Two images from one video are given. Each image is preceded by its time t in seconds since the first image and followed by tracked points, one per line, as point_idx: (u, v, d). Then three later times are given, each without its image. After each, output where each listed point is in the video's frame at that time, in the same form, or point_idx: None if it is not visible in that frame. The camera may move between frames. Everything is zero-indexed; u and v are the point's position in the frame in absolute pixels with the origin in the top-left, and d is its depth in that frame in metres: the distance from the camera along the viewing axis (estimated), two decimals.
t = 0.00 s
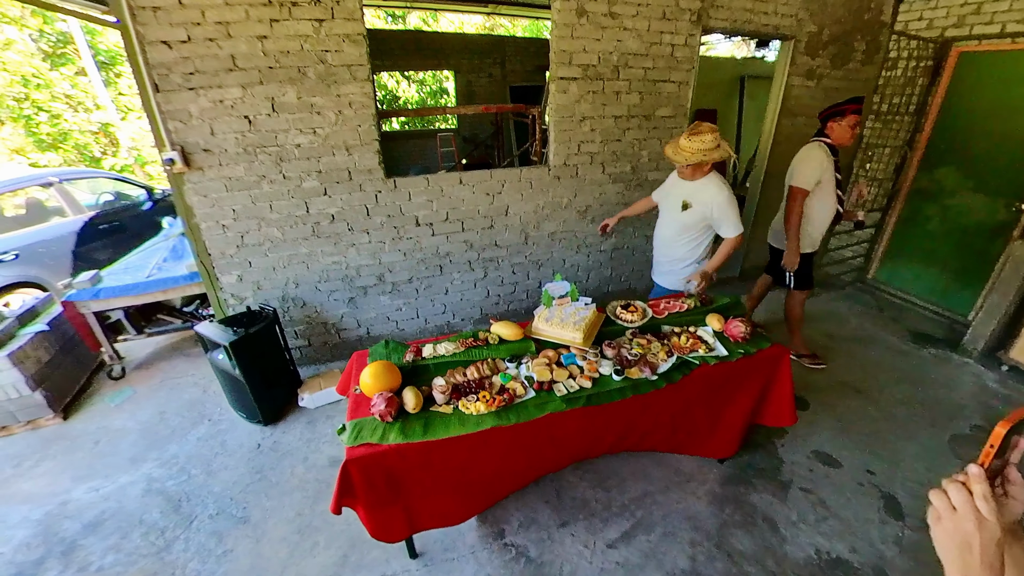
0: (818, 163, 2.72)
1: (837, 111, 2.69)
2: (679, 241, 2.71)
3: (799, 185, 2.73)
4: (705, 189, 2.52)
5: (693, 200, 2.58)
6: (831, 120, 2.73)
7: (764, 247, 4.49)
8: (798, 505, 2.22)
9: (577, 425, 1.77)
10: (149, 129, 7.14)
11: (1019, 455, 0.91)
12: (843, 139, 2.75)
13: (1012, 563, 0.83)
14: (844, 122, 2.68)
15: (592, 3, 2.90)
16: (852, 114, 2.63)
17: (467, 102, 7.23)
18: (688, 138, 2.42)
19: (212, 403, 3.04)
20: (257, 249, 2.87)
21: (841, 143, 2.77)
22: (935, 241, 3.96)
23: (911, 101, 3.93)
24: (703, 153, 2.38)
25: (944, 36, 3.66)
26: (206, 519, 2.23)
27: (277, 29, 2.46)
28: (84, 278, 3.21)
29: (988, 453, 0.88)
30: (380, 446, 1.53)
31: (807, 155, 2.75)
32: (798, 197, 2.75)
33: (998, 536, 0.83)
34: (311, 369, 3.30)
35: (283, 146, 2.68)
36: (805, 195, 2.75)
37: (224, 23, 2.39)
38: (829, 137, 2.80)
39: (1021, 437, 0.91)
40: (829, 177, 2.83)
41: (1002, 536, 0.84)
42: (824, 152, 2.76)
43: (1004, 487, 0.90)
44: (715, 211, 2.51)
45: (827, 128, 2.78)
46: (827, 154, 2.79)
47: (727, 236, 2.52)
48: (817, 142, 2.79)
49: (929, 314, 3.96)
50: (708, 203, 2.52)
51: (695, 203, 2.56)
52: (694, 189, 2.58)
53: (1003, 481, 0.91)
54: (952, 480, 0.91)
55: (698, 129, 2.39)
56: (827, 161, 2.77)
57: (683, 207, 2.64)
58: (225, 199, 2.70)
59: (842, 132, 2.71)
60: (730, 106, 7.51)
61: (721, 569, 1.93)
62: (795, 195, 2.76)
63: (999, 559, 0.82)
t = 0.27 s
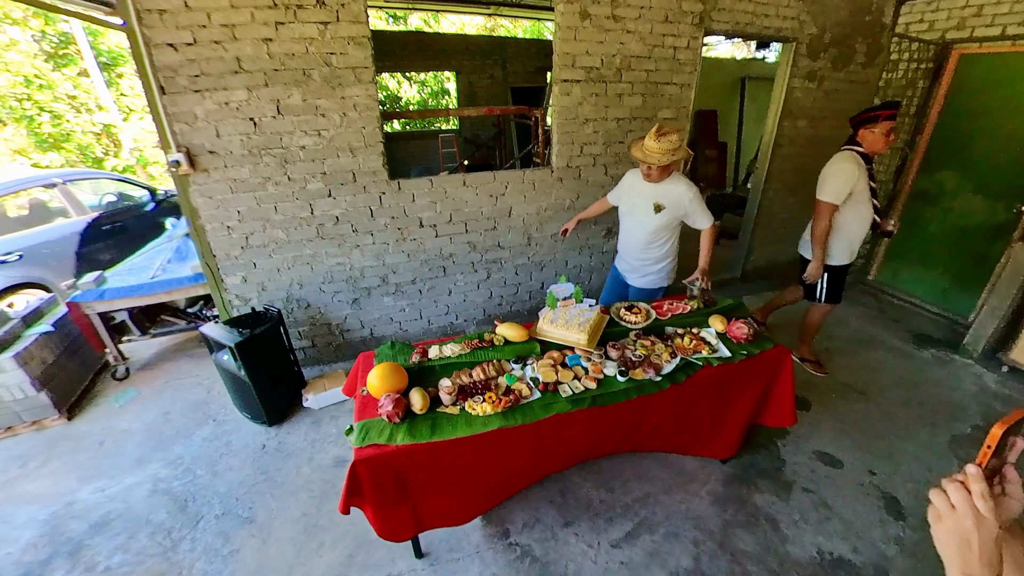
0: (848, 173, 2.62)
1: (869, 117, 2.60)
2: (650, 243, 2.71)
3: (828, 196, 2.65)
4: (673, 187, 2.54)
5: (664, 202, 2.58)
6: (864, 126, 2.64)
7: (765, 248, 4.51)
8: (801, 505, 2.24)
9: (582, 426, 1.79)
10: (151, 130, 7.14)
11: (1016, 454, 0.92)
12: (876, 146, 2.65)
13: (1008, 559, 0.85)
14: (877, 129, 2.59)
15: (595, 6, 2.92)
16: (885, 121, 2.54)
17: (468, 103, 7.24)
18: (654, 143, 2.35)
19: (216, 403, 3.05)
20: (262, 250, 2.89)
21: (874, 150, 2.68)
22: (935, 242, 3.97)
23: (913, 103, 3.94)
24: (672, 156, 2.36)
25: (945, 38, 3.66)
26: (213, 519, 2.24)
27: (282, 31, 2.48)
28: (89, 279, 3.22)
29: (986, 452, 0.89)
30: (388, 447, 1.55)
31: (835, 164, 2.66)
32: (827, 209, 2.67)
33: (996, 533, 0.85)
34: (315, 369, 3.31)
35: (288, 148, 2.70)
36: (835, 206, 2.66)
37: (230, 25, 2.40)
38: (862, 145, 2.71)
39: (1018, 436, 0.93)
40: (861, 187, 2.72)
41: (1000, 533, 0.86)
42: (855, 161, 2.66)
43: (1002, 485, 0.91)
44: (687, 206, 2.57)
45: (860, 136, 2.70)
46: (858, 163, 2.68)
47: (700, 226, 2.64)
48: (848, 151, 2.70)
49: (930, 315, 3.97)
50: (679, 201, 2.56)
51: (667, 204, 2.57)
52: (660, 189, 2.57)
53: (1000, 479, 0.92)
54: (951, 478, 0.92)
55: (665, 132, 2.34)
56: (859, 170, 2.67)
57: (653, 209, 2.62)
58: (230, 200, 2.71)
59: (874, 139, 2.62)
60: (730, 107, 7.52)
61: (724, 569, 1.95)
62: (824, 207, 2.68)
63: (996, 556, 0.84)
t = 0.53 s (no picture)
0: (882, 178, 2.44)
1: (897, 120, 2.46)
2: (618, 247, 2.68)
3: (866, 206, 2.43)
4: (637, 189, 2.57)
5: (630, 204, 2.58)
6: (892, 130, 2.49)
7: (765, 249, 4.52)
8: (800, 505, 2.25)
9: (583, 426, 1.80)
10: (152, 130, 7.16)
11: (1010, 453, 0.94)
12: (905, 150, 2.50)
13: (1002, 557, 0.87)
14: (905, 132, 2.44)
15: (596, 8, 2.94)
16: (914, 124, 2.41)
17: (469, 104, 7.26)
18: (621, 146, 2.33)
19: (219, 403, 3.07)
20: (264, 251, 2.90)
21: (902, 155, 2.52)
22: (934, 243, 3.99)
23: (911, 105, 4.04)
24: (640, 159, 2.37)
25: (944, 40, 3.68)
26: (216, 518, 2.26)
27: (286, 34, 2.49)
28: (92, 279, 3.24)
29: (981, 451, 0.91)
30: (391, 447, 1.57)
31: (865, 171, 2.46)
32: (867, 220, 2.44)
33: (989, 530, 0.87)
34: (317, 369, 3.33)
35: (290, 149, 2.71)
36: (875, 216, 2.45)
37: (233, 28, 2.42)
38: (887, 150, 2.56)
39: (1012, 436, 0.94)
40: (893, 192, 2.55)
41: (993, 530, 0.88)
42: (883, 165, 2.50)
43: (996, 483, 0.93)
44: (649, 205, 2.61)
45: (886, 139, 2.55)
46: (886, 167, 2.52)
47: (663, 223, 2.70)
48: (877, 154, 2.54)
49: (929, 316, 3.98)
50: (644, 202, 2.59)
51: (633, 205, 2.58)
52: (625, 192, 2.57)
53: (995, 478, 0.94)
54: (946, 476, 0.93)
55: (630, 136, 2.34)
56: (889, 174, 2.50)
57: (620, 213, 2.59)
58: (233, 202, 2.73)
59: (903, 142, 2.47)
60: (730, 108, 7.54)
61: (724, 567, 1.96)
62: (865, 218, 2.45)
63: (990, 553, 0.86)
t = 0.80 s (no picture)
0: (909, 180, 2.42)
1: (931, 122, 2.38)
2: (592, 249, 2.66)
3: (889, 206, 2.43)
4: (608, 189, 2.60)
5: (604, 204, 2.59)
6: (926, 133, 2.42)
7: (765, 249, 4.53)
8: (798, 504, 2.25)
9: (582, 425, 1.81)
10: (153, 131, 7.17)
11: (1009, 453, 0.94)
12: (939, 156, 2.43)
13: (1000, 558, 0.87)
14: (939, 135, 2.36)
15: (596, 9, 2.94)
16: (950, 127, 2.31)
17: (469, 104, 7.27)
18: (595, 143, 2.34)
19: (218, 403, 3.08)
20: (264, 251, 2.91)
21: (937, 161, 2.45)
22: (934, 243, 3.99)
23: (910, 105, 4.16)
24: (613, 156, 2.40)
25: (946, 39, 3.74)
26: (216, 517, 2.26)
27: (285, 34, 2.50)
28: (93, 279, 3.24)
29: (980, 450, 0.91)
30: (390, 446, 1.57)
31: (892, 173, 2.46)
32: (890, 221, 2.43)
33: (988, 529, 0.87)
34: (317, 369, 3.33)
35: (290, 149, 2.72)
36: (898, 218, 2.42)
37: (233, 28, 2.42)
38: (921, 155, 2.50)
39: (1011, 436, 0.95)
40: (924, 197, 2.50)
41: (992, 530, 0.88)
42: (914, 169, 2.46)
43: (995, 484, 0.93)
44: (619, 205, 2.66)
45: (919, 143, 2.49)
46: (919, 172, 2.47)
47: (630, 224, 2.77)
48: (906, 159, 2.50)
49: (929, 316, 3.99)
50: (614, 202, 2.63)
51: (606, 204, 2.60)
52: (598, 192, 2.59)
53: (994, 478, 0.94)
54: (945, 476, 0.93)
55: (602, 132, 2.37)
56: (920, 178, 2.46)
57: (594, 213, 2.59)
58: (233, 202, 2.74)
59: (938, 148, 2.40)
60: (731, 108, 7.54)
61: (722, 567, 1.97)
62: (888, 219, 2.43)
63: (989, 553, 0.86)
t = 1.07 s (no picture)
0: (932, 178, 2.37)
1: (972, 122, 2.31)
2: (568, 251, 2.55)
3: (904, 202, 2.42)
4: (584, 189, 2.51)
5: (580, 205, 2.50)
6: (967, 132, 2.34)
7: (764, 249, 4.53)
8: (798, 504, 2.25)
9: (581, 425, 1.81)
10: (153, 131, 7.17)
11: (1008, 452, 0.95)
12: (978, 158, 2.35)
13: (1000, 558, 0.87)
14: (978, 135, 2.29)
15: (595, 9, 2.94)
16: (992, 127, 2.23)
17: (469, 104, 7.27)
18: (570, 135, 2.27)
19: (218, 403, 3.08)
20: (263, 251, 2.91)
21: (977, 163, 2.37)
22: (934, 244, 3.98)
23: (910, 105, 4.00)
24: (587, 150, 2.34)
25: (943, 39, 3.69)
26: (214, 517, 2.26)
27: (285, 34, 2.50)
28: (92, 279, 3.24)
29: (979, 449, 0.91)
30: (388, 446, 1.57)
31: (918, 169, 2.43)
32: (901, 217, 2.42)
33: (988, 529, 0.87)
34: (316, 369, 3.33)
35: (290, 149, 2.72)
36: (911, 215, 2.41)
37: (233, 28, 2.42)
38: (960, 155, 2.41)
39: (1010, 435, 0.95)
40: (955, 198, 2.41)
41: (991, 530, 0.87)
42: (947, 168, 2.39)
43: (994, 483, 0.93)
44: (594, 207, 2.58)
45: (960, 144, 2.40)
46: (953, 172, 2.40)
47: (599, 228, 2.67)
48: (942, 160, 2.41)
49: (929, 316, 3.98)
50: (590, 202, 2.53)
51: (583, 205, 2.50)
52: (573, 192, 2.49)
53: (993, 478, 0.94)
54: (944, 476, 0.94)
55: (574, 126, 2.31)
56: (951, 178, 2.39)
57: (569, 214, 2.49)
58: (233, 202, 2.74)
59: (979, 149, 2.32)
60: (731, 109, 7.54)
61: (721, 567, 1.97)
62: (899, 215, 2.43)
63: (989, 553, 0.85)
